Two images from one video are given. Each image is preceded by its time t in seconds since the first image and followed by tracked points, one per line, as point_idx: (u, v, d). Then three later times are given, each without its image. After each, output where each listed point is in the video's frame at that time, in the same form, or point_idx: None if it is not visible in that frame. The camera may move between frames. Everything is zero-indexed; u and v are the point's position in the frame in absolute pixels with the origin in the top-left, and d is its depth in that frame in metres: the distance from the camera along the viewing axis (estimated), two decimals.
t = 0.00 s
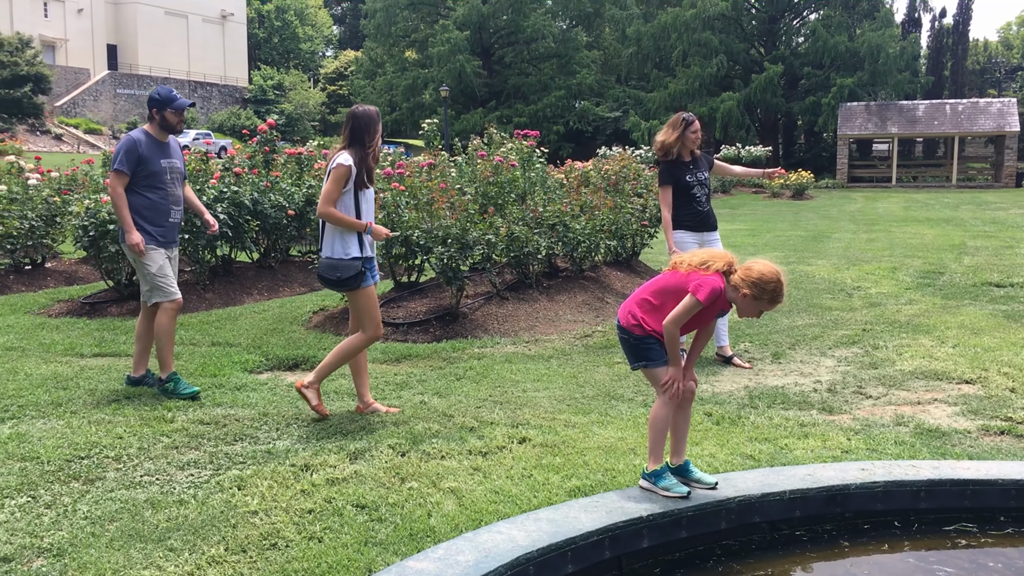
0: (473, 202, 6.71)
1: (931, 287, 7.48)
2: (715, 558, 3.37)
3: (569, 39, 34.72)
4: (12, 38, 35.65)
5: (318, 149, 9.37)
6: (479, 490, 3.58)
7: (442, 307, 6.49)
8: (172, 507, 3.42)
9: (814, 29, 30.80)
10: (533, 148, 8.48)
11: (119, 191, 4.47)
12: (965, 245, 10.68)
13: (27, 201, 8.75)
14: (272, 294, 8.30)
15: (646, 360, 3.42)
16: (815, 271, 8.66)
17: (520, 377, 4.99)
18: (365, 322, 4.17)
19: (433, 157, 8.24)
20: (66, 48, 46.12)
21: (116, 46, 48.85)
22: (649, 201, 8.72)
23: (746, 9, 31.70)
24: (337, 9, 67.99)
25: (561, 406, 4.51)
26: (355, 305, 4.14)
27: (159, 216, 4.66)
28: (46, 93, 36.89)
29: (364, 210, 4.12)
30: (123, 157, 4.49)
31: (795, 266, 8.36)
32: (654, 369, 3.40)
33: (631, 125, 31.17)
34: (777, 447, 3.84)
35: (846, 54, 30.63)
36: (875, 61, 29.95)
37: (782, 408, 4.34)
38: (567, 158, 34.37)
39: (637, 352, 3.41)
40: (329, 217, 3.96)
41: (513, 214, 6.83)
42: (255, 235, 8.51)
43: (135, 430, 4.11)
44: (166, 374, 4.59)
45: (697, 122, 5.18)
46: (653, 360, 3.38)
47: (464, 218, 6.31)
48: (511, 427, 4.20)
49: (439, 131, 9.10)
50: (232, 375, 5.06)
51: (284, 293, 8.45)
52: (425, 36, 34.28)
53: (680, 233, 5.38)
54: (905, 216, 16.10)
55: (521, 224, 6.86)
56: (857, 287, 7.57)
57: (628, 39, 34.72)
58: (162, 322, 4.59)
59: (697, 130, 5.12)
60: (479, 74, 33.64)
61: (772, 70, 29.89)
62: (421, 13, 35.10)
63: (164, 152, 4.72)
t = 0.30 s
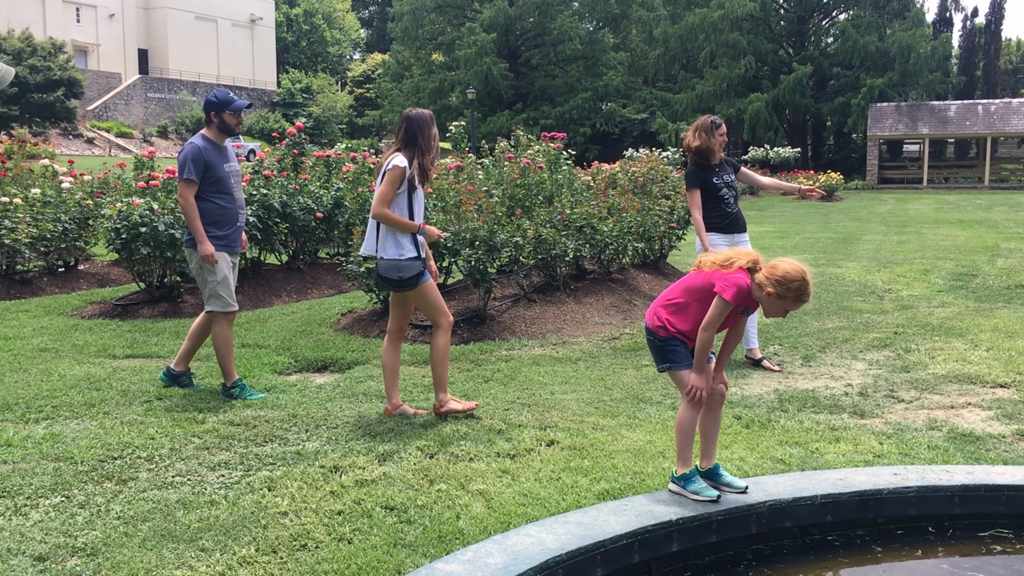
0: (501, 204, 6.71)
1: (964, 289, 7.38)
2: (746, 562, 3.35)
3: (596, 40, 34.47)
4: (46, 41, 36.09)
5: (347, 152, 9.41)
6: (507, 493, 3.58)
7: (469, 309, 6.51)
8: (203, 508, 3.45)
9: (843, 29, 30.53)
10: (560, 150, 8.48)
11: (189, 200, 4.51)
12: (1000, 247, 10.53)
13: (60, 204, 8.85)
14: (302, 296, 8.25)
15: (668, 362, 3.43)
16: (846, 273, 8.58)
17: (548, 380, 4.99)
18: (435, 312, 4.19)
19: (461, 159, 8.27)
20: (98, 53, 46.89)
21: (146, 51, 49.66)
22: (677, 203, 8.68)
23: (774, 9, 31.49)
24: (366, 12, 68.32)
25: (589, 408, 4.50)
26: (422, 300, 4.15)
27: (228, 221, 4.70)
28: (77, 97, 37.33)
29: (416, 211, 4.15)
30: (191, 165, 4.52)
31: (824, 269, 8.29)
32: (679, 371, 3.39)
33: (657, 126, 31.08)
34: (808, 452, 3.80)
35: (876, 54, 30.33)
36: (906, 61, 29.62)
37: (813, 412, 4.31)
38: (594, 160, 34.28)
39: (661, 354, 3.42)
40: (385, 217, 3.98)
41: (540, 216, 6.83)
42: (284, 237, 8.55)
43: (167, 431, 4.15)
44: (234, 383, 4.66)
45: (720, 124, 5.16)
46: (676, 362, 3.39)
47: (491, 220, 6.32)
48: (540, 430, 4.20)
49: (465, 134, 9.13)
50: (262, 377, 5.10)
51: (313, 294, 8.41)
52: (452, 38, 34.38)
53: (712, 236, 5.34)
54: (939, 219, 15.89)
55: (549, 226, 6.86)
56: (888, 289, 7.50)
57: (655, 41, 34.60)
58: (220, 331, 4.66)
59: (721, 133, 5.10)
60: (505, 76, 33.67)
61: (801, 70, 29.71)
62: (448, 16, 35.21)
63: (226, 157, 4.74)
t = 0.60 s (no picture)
0: (532, 207, 6.79)
1: (1003, 292, 7.27)
2: (783, 567, 3.31)
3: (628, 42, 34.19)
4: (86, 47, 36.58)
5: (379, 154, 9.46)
6: (540, 496, 3.57)
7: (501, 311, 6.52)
8: (238, 508, 3.48)
9: (878, 29, 30.21)
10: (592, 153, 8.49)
11: (268, 201, 4.52)
12: None
13: (98, 207, 8.96)
14: (335, 298, 8.30)
15: (697, 364, 3.43)
16: (880, 276, 8.50)
17: (580, 383, 4.98)
18: (488, 322, 4.23)
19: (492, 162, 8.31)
20: (133, 58, 47.54)
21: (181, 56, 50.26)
22: (710, 205, 8.63)
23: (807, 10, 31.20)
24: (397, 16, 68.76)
25: (621, 412, 4.49)
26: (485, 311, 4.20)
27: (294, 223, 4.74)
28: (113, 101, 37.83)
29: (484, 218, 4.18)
30: (262, 169, 4.53)
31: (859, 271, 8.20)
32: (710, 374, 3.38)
33: (689, 128, 30.95)
34: (844, 456, 3.77)
35: (912, 54, 30.02)
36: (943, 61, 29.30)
37: (849, 416, 4.27)
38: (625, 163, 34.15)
39: (690, 356, 3.42)
40: (461, 226, 4.01)
41: (572, 218, 6.84)
42: (317, 240, 8.61)
43: (202, 432, 4.20)
44: (268, 386, 4.69)
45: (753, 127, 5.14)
46: (705, 366, 3.38)
47: (522, 223, 6.35)
48: (571, 433, 4.20)
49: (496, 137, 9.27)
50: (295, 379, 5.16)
51: (345, 297, 8.47)
52: (483, 41, 34.45)
53: (746, 238, 5.29)
54: (976, 221, 15.67)
55: (580, 229, 6.86)
56: (925, 293, 7.40)
57: (687, 42, 34.44)
58: (261, 335, 4.64)
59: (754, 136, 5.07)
60: (536, 79, 33.66)
61: (835, 71, 29.49)
62: (479, 19, 35.28)
63: (286, 159, 4.77)
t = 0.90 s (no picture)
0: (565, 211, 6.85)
1: None
2: None
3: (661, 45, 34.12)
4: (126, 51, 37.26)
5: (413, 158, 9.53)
6: (574, 500, 3.56)
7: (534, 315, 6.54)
8: (274, 510, 3.50)
9: (915, 31, 29.83)
10: (626, 156, 8.50)
11: (331, 204, 4.58)
12: None
13: (137, 211, 9.10)
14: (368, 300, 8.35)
15: (731, 369, 3.40)
16: (919, 281, 8.40)
17: (613, 387, 4.97)
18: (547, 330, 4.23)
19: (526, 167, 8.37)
20: (171, 62, 48.17)
21: (218, 60, 50.89)
22: (745, 209, 8.57)
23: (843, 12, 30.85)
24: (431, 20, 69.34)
25: (656, 417, 4.48)
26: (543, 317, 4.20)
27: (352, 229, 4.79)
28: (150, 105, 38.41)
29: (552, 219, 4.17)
30: (322, 172, 4.59)
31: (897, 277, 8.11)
32: (744, 380, 3.36)
33: (723, 131, 30.83)
34: (882, 464, 3.73)
35: (950, 56, 29.61)
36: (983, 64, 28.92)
37: (888, 423, 4.22)
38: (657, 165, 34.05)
39: (725, 361, 3.40)
40: (533, 228, 4.01)
41: (605, 221, 6.86)
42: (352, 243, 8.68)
43: (238, 433, 4.24)
44: (304, 387, 4.72)
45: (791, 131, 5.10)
46: (740, 371, 3.35)
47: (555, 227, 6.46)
48: (605, 437, 4.19)
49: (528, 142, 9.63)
50: (329, 382, 5.20)
51: (378, 299, 8.52)
52: (515, 44, 34.58)
53: (776, 241, 5.27)
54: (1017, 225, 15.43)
55: (614, 232, 6.86)
56: (965, 298, 7.30)
57: (721, 44, 34.25)
58: (306, 337, 4.71)
59: (790, 139, 5.04)
60: (569, 82, 33.68)
61: (872, 73, 29.17)
62: (512, 22, 35.36)
63: (344, 164, 4.82)
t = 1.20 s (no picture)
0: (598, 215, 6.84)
1: None
2: None
3: (693, 47, 33.98)
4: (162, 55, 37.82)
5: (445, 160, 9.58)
6: (607, 506, 3.55)
7: (566, 318, 6.56)
8: (307, 511, 3.52)
9: (952, 32, 29.42)
10: (658, 159, 8.50)
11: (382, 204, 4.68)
12: None
13: (172, 213, 9.23)
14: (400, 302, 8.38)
15: (769, 375, 3.37)
16: (956, 286, 8.30)
17: (646, 392, 4.97)
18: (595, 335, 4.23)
19: (558, 170, 8.39)
20: (205, 66, 48.61)
21: (252, 64, 51.39)
22: (779, 212, 8.53)
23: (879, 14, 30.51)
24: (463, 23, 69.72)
25: (688, 421, 4.46)
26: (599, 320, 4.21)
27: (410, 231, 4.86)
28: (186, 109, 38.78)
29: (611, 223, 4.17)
30: (381, 171, 4.70)
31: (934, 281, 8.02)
32: (782, 385, 3.32)
33: (755, 134, 30.70)
34: (920, 471, 3.69)
35: (988, 58, 29.18)
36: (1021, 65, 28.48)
37: (926, 430, 4.18)
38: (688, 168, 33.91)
39: (762, 366, 3.38)
40: (591, 230, 4.01)
41: (637, 226, 6.84)
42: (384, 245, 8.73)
43: (271, 434, 4.28)
44: (346, 381, 4.72)
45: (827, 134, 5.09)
46: (776, 376, 3.32)
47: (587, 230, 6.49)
48: (638, 442, 4.18)
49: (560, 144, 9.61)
50: (361, 384, 5.23)
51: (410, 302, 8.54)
52: (547, 47, 34.65)
53: (812, 245, 5.23)
54: None
55: (646, 236, 6.86)
56: (1004, 303, 7.20)
57: (754, 47, 34.05)
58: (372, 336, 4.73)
59: (825, 141, 5.02)
60: (600, 85, 33.66)
61: (907, 75, 28.82)
62: (543, 25, 35.41)
63: (409, 166, 4.92)
